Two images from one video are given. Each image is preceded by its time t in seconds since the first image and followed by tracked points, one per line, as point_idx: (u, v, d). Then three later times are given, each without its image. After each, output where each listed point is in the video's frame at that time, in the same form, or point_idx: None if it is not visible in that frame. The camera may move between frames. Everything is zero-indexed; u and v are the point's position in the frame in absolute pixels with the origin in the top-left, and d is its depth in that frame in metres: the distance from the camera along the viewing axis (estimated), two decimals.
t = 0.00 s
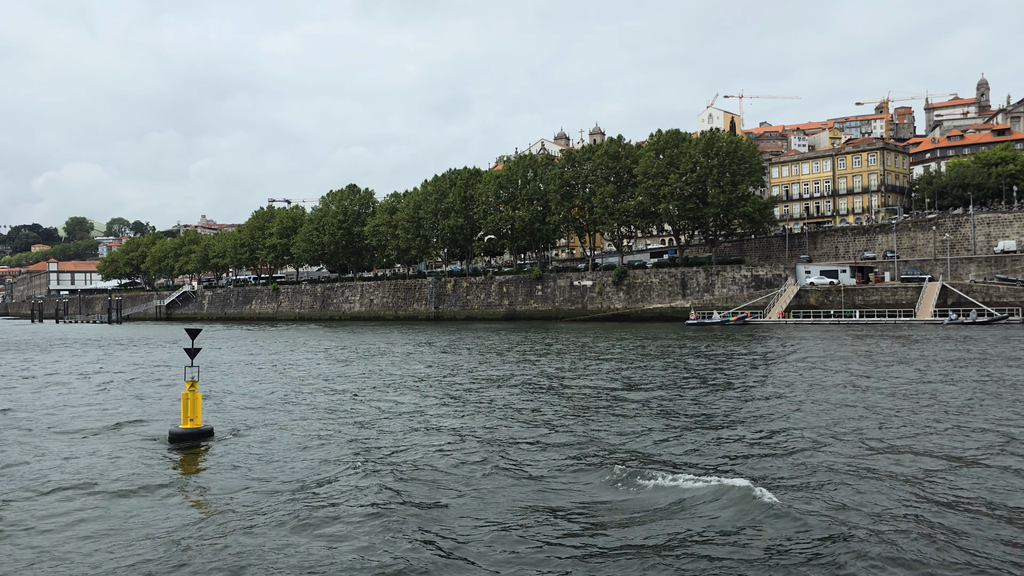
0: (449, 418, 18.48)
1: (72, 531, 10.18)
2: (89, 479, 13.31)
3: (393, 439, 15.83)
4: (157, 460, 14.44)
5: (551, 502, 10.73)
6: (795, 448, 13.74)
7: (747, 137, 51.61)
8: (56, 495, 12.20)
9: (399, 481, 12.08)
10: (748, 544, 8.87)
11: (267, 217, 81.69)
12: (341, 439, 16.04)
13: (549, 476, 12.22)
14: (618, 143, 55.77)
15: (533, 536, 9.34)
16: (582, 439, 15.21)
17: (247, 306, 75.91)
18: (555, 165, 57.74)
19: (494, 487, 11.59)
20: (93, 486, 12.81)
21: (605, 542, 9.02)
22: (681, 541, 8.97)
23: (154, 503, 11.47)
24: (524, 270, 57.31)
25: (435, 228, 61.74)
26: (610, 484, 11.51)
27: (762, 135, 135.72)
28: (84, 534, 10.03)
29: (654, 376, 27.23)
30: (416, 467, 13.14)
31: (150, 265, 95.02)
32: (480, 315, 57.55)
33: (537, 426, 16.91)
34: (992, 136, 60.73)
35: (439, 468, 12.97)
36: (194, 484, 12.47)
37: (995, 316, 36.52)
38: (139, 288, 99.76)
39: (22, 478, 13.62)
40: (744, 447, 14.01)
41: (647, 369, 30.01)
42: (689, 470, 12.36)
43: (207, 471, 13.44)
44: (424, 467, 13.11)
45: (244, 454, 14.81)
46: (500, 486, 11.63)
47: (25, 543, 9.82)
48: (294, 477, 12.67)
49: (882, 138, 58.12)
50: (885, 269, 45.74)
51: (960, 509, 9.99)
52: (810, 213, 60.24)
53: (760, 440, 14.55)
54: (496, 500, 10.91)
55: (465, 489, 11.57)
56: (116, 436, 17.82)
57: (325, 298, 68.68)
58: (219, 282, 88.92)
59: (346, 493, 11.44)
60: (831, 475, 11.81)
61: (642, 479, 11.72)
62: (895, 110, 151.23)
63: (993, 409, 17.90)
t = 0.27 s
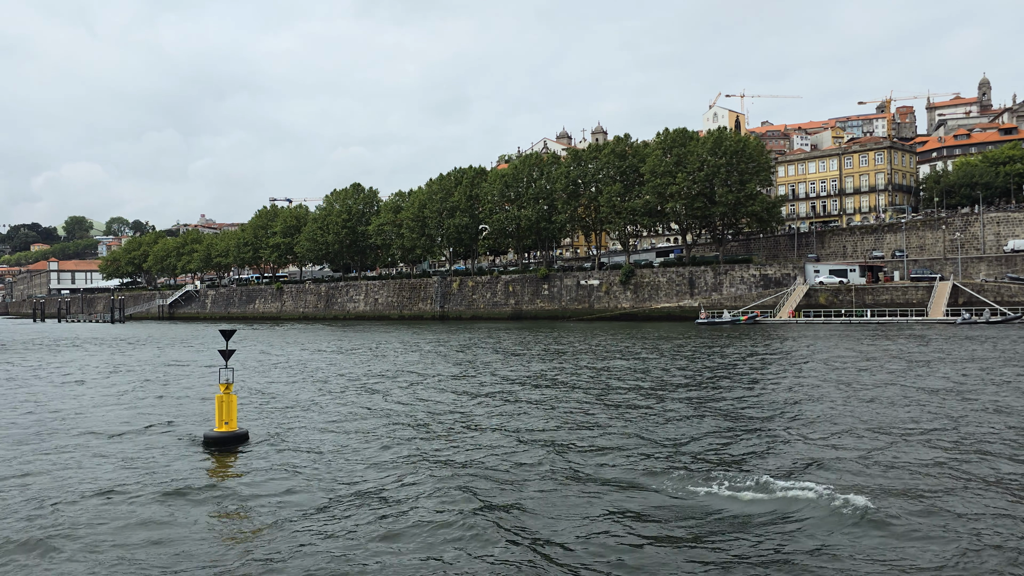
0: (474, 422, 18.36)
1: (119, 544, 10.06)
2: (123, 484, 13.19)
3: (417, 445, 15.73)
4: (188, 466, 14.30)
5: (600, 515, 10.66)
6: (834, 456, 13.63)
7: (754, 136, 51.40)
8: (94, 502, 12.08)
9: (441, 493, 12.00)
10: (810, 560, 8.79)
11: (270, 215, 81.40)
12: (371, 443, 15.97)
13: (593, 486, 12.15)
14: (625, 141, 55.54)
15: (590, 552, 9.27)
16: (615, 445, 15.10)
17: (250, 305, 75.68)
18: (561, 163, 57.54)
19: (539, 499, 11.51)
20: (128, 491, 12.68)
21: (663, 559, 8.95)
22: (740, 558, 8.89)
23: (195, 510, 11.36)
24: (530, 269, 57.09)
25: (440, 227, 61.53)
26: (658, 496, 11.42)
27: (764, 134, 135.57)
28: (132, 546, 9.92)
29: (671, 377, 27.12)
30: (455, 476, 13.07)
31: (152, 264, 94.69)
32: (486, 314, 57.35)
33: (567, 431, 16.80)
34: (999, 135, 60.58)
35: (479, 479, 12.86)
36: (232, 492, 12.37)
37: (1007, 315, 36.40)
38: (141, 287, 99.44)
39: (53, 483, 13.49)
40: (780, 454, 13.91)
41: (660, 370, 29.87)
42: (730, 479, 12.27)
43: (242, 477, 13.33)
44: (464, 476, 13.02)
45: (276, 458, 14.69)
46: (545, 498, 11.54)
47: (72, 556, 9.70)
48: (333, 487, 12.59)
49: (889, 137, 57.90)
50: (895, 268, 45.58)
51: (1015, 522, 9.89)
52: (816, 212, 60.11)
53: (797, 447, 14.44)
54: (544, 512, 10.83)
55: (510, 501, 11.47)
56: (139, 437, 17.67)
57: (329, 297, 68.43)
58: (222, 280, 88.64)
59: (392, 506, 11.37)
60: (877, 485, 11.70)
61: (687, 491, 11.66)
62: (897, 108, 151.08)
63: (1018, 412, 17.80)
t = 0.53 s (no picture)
0: (494, 418, 18.16)
1: (147, 535, 9.87)
2: (144, 478, 12.98)
3: (439, 439, 15.57)
4: (208, 460, 14.10)
5: (636, 505, 10.49)
6: (866, 449, 13.44)
7: (762, 135, 51.27)
8: (116, 496, 11.88)
9: (471, 485, 11.83)
10: (858, 552, 8.60)
11: (274, 215, 81.22)
12: (392, 438, 15.77)
13: (624, 477, 11.96)
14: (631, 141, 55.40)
15: (626, 542, 9.12)
16: (641, 439, 14.92)
17: (253, 305, 75.49)
18: (567, 162, 57.40)
19: (571, 489, 11.33)
20: (150, 485, 12.48)
21: (708, 549, 8.77)
22: (786, 548, 8.71)
23: (220, 502, 11.16)
24: (536, 268, 56.92)
25: (445, 226, 61.37)
26: (692, 487, 11.23)
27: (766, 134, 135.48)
28: (161, 537, 9.73)
29: (685, 375, 26.93)
30: (483, 468, 12.90)
31: (154, 263, 94.45)
32: (491, 313, 57.18)
33: (588, 425, 16.62)
34: (1005, 134, 60.48)
35: (507, 470, 12.68)
36: (256, 484, 12.16)
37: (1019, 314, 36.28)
38: (143, 287, 99.22)
39: (72, 478, 13.28)
40: (810, 448, 13.72)
41: (673, 368, 29.70)
42: (763, 471, 12.09)
43: (265, 470, 13.13)
44: (491, 469, 12.84)
45: (298, 452, 14.49)
46: (577, 489, 11.36)
47: (100, 548, 9.50)
48: (359, 479, 12.40)
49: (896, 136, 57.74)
50: (903, 267, 45.45)
51: None
52: (823, 211, 59.98)
53: (825, 442, 14.25)
54: (579, 503, 10.66)
55: (542, 492, 11.29)
56: (155, 433, 17.51)
57: (333, 296, 68.24)
58: (225, 280, 88.44)
59: (423, 497, 11.19)
60: (915, 478, 11.50)
61: (721, 482, 11.49)
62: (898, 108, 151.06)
63: None
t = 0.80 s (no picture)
0: (515, 418, 18.09)
1: (184, 538, 9.76)
2: (172, 479, 12.87)
3: (462, 441, 15.49)
4: (234, 463, 13.99)
5: (676, 512, 10.38)
6: (899, 453, 13.32)
7: (769, 134, 51.13)
8: (146, 497, 11.76)
9: (505, 490, 11.72)
10: (907, 559, 8.51)
11: (277, 214, 81.01)
12: (417, 440, 15.65)
13: (659, 483, 11.86)
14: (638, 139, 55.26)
15: (668, 548, 9.05)
16: (669, 442, 14.80)
17: (257, 304, 75.30)
18: (574, 162, 57.25)
19: (607, 495, 11.23)
20: (179, 486, 12.37)
21: (755, 558, 8.67)
22: (835, 558, 8.60)
23: (252, 504, 11.05)
24: (542, 268, 56.77)
25: (451, 225, 61.19)
26: (729, 493, 11.12)
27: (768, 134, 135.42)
28: (198, 540, 9.63)
29: (701, 375, 26.80)
30: (514, 472, 12.79)
31: (156, 262, 94.20)
32: (497, 313, 57.05)
33: (613, 427, 16.50)
34: (1012, 134, 60.36)
35: (539, 475, 12.58)
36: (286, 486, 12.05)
37: None
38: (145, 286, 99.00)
39: (99, 478, 13.17)
40: (839, 450, 13.65)
41: (686, 368, 29.60)
42: (799, 476, 11.97)
43: (293, 472, 13.02)
44: (523, 473, 12.72)
45: (323, 454, 14.38)
46: (611, 494, 11.30)
47: (136, 552, 9.44)
48: (390, 482, 12.29)
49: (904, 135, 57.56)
50: (913, 267, 45.35)
51: None
52: (829, 210, 59.87)
53: (854, 444, 14.18)
54: (615, 508, 10.59)
55: (578, 498, 11.19)
56: (175, 434, 17.42)
57: (337, 296, 68.05)
58: (228, 279, 88.23)
59: (458, 502, 11.08)
60: (953, 482, 11.39)
61: (754, 486, 11.43)
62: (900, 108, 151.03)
63: None
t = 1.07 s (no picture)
0: (535, 416, 17.88)
1: (205, 540, 9.60)
2: (190, 480, 12.73)
3: (485, 439, 15.29)
4: (252, 463, 13.84)
5: (704, 507, 10.21)
6: (927, 449, 13.12)
7: (777, 133, 50.96)
8: (164, 499, 11.61)
9: (527, 487, 11.56)
10: (954, 553, 8.30)
11: (281, 213, 80.83)
12: (435, 439, 15.48)
13: (683, 478, 11.69)
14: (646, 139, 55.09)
15: (708, 544, 8.84)
16: (691, 438, 14.64)
17: (261, 304, 75.11)
18: (580, 161, 57.09)
19: (640, 490, 11.06)
20: (197, 487, 12.22)
21: (789, 552, 8.51)
22: (871, 550, 8.43)
23: (278, 505, 10.87)
24: (548, 267, 56.57)
25: (456, 225, 61.00)
26: (764, 486, 10.95)
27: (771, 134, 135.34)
28: (226, 541, 9.45)
29: (716, 373, 26.59)
30: (535, 469, 12.62)
31: (159, 262, 93.96)
32: (504, 313, 56.85)
33: (632, 424, 16.34)
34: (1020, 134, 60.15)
35: (561, 472, 12.42)
36: (304, 487, 11.89)
37: None
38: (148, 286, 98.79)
39: (116, 479, 13.03)
40: (869, 446, 13.45)
41: (700, 367, 29.40)
42: (827, 471, 11.78)
43: (312, 472, 12.86)
44: (544, 470, 12.56)
45: (341, 453, 14.21)
46: (642, 490, 11.09)
47: (163, 552, 9.25)
48: (409, 481, 12.13)
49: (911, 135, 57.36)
50: (922, 267, 45.16)
51: None
52: (836, 210, 59.69)
53: (884, 440, 13.96)
54: (648, 504, 10.39)
55: (602, 494, 11.02)
56: (192, 434, 17.25)
57: (342, 296, 67.85)
58: (231, 279, 88.00)
59: (481, 500, 10.92)
60: (991, 478, 11.17)
61: (788, 481, 11.22)
62: (903, 108, 150.93)
63: None
